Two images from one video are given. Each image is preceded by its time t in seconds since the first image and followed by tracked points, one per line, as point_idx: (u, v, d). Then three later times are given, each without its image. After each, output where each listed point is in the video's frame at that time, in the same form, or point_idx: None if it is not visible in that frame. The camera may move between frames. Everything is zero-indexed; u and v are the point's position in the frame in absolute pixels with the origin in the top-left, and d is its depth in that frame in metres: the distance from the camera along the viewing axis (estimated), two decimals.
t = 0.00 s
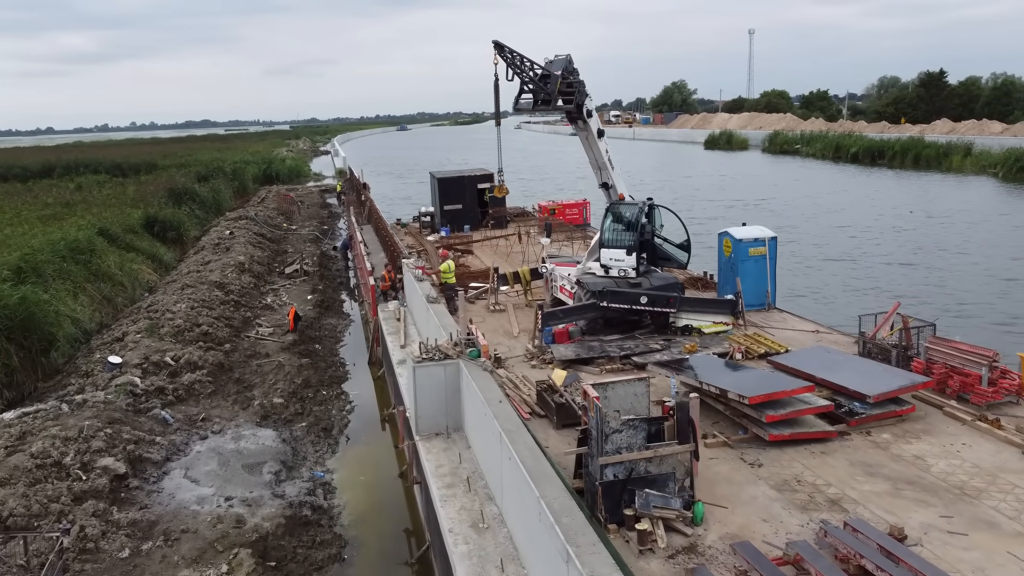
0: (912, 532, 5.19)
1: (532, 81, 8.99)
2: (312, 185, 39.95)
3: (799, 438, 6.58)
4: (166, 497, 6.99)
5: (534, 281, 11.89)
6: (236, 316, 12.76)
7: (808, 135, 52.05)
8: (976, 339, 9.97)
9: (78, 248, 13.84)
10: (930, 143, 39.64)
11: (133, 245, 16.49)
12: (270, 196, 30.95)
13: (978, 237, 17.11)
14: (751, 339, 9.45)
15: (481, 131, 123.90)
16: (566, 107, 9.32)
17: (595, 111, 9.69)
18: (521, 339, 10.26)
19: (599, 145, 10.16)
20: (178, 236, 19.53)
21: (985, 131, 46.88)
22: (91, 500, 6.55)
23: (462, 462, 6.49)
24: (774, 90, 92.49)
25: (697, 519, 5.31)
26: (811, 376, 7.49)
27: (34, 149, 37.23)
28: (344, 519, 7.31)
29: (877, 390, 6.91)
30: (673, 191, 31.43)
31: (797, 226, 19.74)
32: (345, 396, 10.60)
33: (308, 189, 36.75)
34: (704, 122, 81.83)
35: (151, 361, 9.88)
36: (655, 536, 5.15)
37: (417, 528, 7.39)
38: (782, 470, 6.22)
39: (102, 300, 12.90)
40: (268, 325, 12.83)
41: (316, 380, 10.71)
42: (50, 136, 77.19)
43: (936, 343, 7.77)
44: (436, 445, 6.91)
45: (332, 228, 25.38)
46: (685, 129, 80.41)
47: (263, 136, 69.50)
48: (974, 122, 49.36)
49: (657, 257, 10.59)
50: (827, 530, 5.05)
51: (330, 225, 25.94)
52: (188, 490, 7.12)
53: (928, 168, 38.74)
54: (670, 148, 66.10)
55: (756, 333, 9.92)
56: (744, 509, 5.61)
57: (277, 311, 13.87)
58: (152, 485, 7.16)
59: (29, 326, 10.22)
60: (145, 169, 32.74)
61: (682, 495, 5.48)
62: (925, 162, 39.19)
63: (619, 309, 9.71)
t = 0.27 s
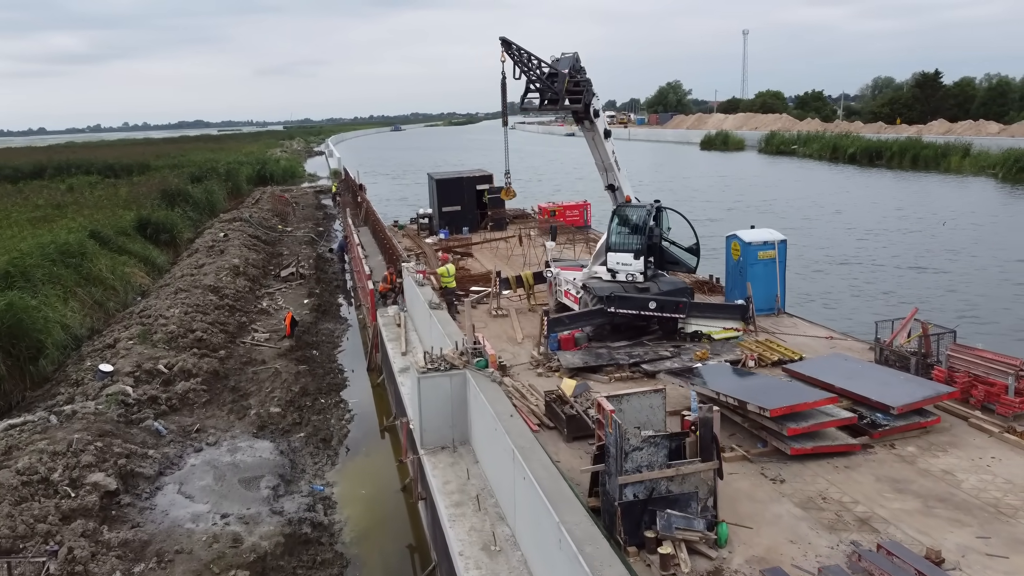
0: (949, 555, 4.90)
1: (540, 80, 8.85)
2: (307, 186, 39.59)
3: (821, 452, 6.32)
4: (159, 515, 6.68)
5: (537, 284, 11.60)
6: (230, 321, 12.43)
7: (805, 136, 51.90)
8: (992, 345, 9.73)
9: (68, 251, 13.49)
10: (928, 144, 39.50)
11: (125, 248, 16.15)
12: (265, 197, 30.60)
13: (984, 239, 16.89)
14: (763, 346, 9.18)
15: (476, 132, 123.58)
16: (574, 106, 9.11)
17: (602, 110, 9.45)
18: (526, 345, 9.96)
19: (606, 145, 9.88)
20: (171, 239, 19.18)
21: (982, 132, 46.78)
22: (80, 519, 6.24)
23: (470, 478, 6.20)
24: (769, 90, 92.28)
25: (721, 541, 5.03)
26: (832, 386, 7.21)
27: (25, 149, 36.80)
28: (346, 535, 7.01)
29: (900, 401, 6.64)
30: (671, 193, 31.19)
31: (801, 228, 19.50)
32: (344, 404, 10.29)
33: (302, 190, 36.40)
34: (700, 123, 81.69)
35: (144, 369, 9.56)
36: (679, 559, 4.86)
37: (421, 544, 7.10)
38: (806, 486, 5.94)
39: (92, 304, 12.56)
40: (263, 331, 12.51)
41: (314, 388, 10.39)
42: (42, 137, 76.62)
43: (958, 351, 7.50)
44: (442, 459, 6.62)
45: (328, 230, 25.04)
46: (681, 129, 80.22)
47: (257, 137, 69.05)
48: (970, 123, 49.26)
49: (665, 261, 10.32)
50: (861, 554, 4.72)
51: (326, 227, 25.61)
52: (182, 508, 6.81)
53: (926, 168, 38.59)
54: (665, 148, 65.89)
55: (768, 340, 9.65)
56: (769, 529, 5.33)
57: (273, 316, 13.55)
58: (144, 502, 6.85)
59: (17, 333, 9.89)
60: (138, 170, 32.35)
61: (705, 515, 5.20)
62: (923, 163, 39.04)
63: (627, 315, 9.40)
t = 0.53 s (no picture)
0: None
1: (545, 79, 8.67)
2: (301, 187, 39.23)
3: (843, 467, 6.05)
4: (150, 534, 6.37)
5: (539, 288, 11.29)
6: (223, 327, 12.10)
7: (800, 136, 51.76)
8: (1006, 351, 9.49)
9: (57, 255, 13.15)
10: (924, 144, 39.36)
11: (115, 251, 15.80)
12: (258, 199, 30.23)
13: (988, 241, 16.68)
14: (774, 352, 8.92)
15: (470, 132, 123.22)
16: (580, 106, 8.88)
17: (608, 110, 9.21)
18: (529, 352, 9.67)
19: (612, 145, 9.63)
20: (162, 241, 18.82)
21: (977, 132, 46.68)
22: (67, 540, 5.93)
23: (477, 495, 5.91)
24: (764, 90, 92.17)
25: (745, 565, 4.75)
26: (851, 396, 6.94)
27: (14, 150, 36.19)
28: (345, 553, 6.71)
29: (924, 412, 6.36)
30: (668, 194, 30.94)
31: (801, 230, 19.27)
32: (341, 413, 9.98)
33: (295, 191, 36.03)
34: (694, 124, 81.52)
35: (134, 378, 9.23)
36: None
37: (423, 561, 6.80)
38: (830, 502, 5.67)
39: (81, 310, 12.21)
40: (257, 336, 12.18)
41: (310, 396, 10.07)
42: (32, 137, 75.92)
43: (979, 360, 7.25)
44: (447, 475, 6.32)
45: (322, 232, 24.70)
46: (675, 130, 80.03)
47: (249, 137, 68.60)
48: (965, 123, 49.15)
49: (671, 265, 10.04)
50: None
51: (320, 229, 25.27)
52: (173, 526, 6.50)
53: (922, 169, 38.43)
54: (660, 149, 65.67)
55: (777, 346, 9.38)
56: (794, 550, 5.05)
57: (267, 320, 13.22)
58: (135, 519, 6.54)
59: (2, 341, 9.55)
60: (129, 171, 31.94)
61: (728, 537, 4.91)
62: (919, 163, 38.89)
63: (634, 321, 9.12)
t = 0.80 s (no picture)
0: None
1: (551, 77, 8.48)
2: (294, 188, 38.90)
3: (866, 481, 5.80)
4: (140, 554, 6.07)
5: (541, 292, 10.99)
6: (216, 332, 11.78)
7: (795, 137, 51.63)
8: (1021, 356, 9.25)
9: (44, 258, 12.81)
10: (920, 145, 39.23)
11: (105, 254, 15.46)
12: (251, 200, 29.89)
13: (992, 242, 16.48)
14: (784, 359, 8.68)
15: (463, 133, 122.87)
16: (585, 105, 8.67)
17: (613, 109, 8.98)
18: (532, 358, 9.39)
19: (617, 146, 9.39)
20: (154, 244, 18.47)
21: (972, 133, 46.61)
22: (51, 562, 5.63)
23: (485, 513, 5.63)
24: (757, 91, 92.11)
25: None
26: (870, 405, 6.68)
27: (4, 151, 35.75)
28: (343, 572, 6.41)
29: (948, 423, 6.11)
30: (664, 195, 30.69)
31: (802, 231, 19.04)
32: (338, 422, 9.67)
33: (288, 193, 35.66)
34: (688, 124, 81.38)
35: (124, 387, 8.91)
36: None
37: None
38: (855, 520, 5.41)
39: (69, 315, 11.88)
40: (251, 341, 11.87)
41: (306, 404, 9.77)
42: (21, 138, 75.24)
43: (1002, 368, 7.05)
44: (452, 492, 6.03)
45: (316, 234, 24.37)
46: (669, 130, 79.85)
47: (241, 138, 68.14)
48: (960, 124, 49.08)
49: (677, 268, 9.78)
50: None
51: (314, 231, 24.94)
52: (164, 545, 6.20)
53: (918, 170, 38.31)
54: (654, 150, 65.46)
55: (787, 352, 9.13)
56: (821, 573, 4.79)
57: (261, 325, 12.91)
58: (124, 539, 6.25)
59: None
60: (120, 172, 31.53)
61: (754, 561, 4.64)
62: (915, 164, 38.76)
63: (640, 327, 8.86)
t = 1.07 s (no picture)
0: None
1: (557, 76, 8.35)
2: (286, 189, 38.56)
3: (891, 497, 5.55)
4: None
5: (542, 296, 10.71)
6: (208, 338, 11.47)
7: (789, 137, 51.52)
8: None
9: (31, 263, 12.47)
10: (915, 145, 39.13)
11: (94, 257, 15.11)
12: (243, 201, 29.52)
13: (996, 244, 16.28)
14: (795, 366, 8.42)
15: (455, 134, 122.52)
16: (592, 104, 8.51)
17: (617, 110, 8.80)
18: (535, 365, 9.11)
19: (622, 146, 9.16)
20: (144, 246, 18.13)
21: (966, 133, 46.56)
22: None
23: (492, 534, 5.35)
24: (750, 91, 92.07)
25: None
26: (889, 416, 6.44)
27: None
28: None
29: (973, 435, 5.85)
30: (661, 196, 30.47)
31: (802, 233, 18.83)
32: (335, 431, 9.37)
33: (281, 194, 35.27)
34: (681, 125, 81.24)
35: (112, 397, 8.58)
36: None
37: None
38: (882, 539, 5.16)
39: (56, 321, 11.55)
40: (244, 347, 11.55)
41: (301, 412, 9.46)
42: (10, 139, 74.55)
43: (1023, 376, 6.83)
44: (458, 510, 5.74)
45: (309, 236, 24.04)
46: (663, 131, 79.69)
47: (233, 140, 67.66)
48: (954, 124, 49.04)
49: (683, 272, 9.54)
50: None
51: (307, 233, 24.61)
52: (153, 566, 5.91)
53: (914, 170, 38.20)
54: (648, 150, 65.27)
55: (797, 358, 8.88)
56: None
57: (254, 330, 12.60)
58: (112, 559, 5.95)
59: None
60: (110, 173, 31.13)
61: None
62: (911, 164, 38.64)
63: (647, 333, 8.59)
